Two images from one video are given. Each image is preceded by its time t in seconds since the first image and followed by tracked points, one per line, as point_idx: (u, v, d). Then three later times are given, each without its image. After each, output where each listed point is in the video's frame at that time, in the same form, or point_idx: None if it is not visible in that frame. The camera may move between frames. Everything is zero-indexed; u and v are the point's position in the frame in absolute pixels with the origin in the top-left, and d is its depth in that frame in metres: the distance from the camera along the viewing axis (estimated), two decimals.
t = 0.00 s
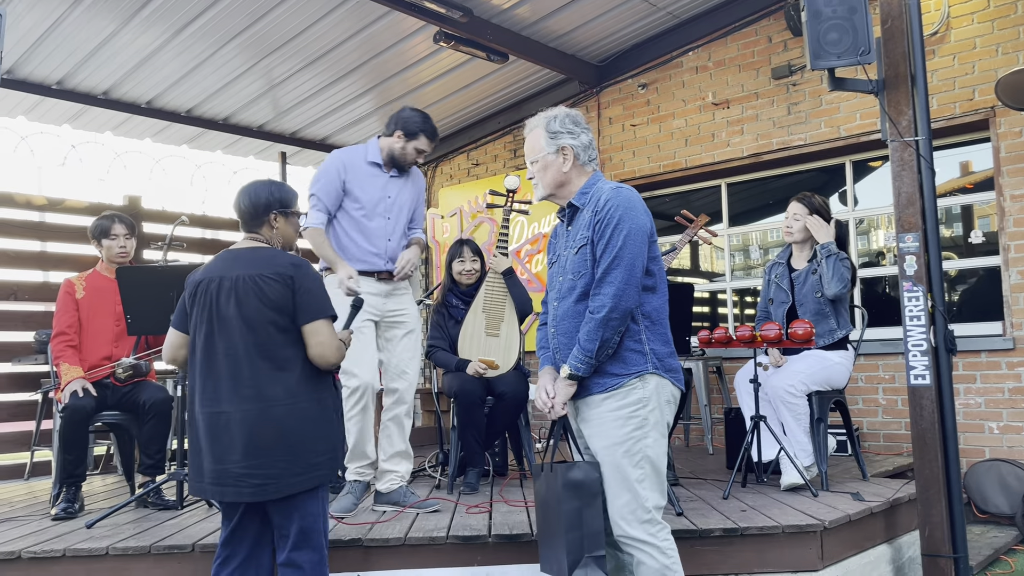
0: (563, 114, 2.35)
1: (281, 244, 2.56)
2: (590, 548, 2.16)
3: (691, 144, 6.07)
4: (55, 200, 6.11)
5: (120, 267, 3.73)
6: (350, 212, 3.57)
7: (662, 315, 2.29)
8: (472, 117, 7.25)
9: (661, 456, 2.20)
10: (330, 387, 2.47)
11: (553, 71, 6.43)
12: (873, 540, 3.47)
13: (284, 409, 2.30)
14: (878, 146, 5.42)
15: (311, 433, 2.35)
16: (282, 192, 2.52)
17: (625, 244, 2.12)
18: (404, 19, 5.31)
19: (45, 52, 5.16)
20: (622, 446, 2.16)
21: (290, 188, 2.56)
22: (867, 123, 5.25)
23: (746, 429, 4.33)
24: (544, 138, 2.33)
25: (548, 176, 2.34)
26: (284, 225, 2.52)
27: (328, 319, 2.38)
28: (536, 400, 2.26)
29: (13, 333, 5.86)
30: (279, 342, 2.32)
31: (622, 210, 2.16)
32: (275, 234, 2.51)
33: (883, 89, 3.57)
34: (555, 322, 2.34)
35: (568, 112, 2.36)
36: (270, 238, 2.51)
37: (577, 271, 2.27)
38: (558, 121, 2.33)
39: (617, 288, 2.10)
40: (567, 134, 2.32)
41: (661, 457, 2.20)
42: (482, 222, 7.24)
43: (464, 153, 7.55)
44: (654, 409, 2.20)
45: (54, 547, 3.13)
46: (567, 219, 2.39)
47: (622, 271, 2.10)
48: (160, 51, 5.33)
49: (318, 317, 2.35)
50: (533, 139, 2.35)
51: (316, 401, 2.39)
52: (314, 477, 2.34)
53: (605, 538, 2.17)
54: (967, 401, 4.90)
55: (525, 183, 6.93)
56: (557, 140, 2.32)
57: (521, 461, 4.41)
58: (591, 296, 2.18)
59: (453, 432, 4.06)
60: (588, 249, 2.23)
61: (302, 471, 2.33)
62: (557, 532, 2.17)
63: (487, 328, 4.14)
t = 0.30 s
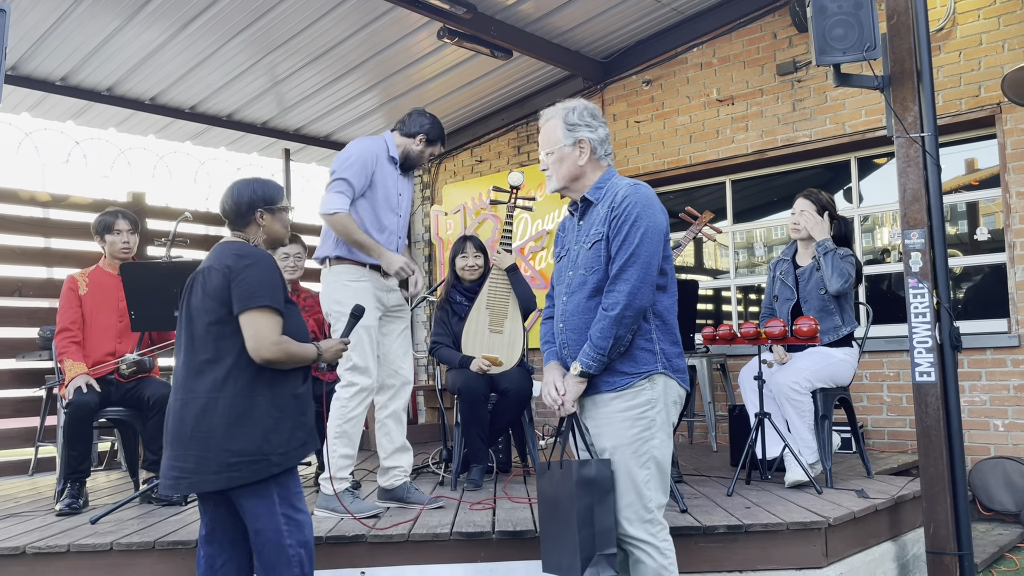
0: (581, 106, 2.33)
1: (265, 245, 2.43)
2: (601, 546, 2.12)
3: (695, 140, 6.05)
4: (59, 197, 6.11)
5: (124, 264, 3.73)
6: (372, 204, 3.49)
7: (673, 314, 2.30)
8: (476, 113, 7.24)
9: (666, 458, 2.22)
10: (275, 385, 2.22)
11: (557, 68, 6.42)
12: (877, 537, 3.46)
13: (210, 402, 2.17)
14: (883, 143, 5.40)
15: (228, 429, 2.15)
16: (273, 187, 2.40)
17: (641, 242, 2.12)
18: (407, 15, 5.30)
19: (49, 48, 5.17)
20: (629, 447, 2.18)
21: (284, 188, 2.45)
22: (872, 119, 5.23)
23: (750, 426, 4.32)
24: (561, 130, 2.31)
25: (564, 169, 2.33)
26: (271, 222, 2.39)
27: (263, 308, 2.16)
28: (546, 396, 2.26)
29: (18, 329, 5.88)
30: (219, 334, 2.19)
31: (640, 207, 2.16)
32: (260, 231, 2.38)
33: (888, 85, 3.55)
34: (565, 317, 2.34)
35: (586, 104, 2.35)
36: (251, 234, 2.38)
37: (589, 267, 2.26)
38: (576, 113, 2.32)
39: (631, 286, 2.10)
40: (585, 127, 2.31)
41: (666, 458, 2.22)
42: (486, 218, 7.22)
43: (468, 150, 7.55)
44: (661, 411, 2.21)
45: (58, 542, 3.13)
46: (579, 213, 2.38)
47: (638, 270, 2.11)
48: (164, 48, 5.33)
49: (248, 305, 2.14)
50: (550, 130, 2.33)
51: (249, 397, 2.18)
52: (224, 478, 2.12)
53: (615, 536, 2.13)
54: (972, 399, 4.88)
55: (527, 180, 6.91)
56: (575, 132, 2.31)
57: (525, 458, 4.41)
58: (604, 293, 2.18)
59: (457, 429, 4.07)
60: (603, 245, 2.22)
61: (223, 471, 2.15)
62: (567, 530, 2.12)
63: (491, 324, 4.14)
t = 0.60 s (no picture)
0: (606, 97, 2.33)
1: (255, 239, 2.41)
2: (612, 543, 2.13)
3: (699, 138, 6.05)
4: (63, 193, 6.09)
5: (127, 260, 3.73)
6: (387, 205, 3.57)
7: (686, 315, 2.32)
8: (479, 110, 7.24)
9: (678, 456, 2.23)
10: (255, 384, 2.22)
11: (561, 65, 6.42)
12: (879, 534, 3.46)
13: (191, 404, 2.16)
14: (887, 140, 5.39)
15: (209, 431, 2.14)
16: (267, 183, 2.40)
17: (661, 241, 2.14)
18: (409, 13, 5.31)
19: (53, 45, 5.18)
20: (641, 446, 2.19)
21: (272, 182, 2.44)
22: (876, 116, 5.22)
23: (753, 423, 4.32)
24: (585, 119, 2.31)
25: (584, 159, 2.32)
26: (269, 217, 2.40)
27: (235, 306, 2.14)
28: (555, 392, 2.25)
29: (22, 325, 5.89)
30: (198, 334, 2.20)
31: (661, 205, 2.18)
32: (256, 227, 2.38)
33: (891, 82, 3.55)
34: (577, 311, 2.34)
35: (610, 95, 2.35)
36: (246, 229, 2.37)
37: (606, 262, 2.27)
38: (601, 103, 2.31)
39: (649, 284, 2.12)
40: (608, 118, 2.31)
41: (678, 456, 2.23)
42: (489, 216, 7.22)
43: (471, 147, 7.55)
44: (674, 410, 2.22)
45: (62, 538, 3.14)
46: (596, 205, 2.38)
47: (657, 268, 2.13)
48: (169, 44, 5.33)
49: (220, 304, 2.12)
50: (573, 118, 2.32)
51: (229, 398, 2.17)
52: (206, 479, 2.12)
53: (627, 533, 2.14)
54: (975, 396, 4.87)
55: (531, 175, 6.88)
56: (598, 123, 2.30)
57: (527, 454, 4.42)
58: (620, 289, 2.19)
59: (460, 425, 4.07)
60: (621, 241, 2.24)
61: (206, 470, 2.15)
62: (578, 528, 2.13)
63: (493, 321, 4.14)
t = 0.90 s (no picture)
0: (623, 91, 2.34)
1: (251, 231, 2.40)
2: (626, 543, 2.13)
3: (701, 135, 6.04)
4: (66, 190, 6.10)
5: (130, 257, 3.74)
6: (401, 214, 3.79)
7: (698, 315, 2.33)
8: (482, 108, 7.24)
9: (685, 456, 2.25)
10: (254, 381, 2.20)
11: (563, 62, 6.41)
12: (880, 532, 3.46)
13: (192, 403, 2.17)
14: (890, 138, 5.38)
15: (209, 430, 2.14)
16: (268, 176, 2.42)
17: (680, 240, 2.15)
18: (412, 10, 5.30)
19: (56, 42, 5.18)
20: (651, 446, 2.20)
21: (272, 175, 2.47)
22: (879, 114, 5.21)
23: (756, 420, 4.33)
24: (601, 113, 2.31)
25: (599, 154, 2.33)
26: (267, 209, 2.40)
27: (230, 300, 2.14)
28: (564, 389, 2.25)
29: (25, 322, 5.90)
30: (195, 332, 2.20)
31: (681, 203, 2.19)
32: (254, 218, 2.38)
33: (895, 79, 3.53)
34: (589, 307, 2.33)
35: (628, 90, 2.35)
36: (245, 217, 2.37)
37: (621, 259, 2.27)
38: (618, 98, 2.32)
39: (667, 283, 2.13)
40: (625, 113, 2.32)
41: (686, 456, 2.25)
42: (491, 213, 7.21)
43: (474, 144, 7.55)
44: (682, 410, 2.24)
45: (65, 534, 3.15)
46: (610, 201, 2.38)
47: (674, 267, 2.13)
48: (172, 41, 5.33)
49: (215, 299, 2.13)
50: (589, 111, 2.33)
51: (229, 395, 2.17)
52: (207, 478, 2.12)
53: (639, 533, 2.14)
54: (977, 394, 4.87)
55: (532, 172, 6.92)
56: (615, 117, 2.31)
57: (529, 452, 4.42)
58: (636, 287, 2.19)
59: (462, 422, 4.07)
60: (638, 238, 2.24)
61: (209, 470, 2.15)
62: (592, 527, 2.13)
63: (495, 318, 4.14)
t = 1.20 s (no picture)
0: (626, 87, 2.34)
1: (247, 228, 2.39)
2: (638, 539, 2.13)
3: (703, 132, 6.03)
4: (68, 186, 6.10)
5: (132, 253, 3.74)
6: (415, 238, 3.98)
7: (698, 313, 2.35)
8: (484, 104, 7.24)
9: (684, 453, 2.28)
10: (259, 381, 2.20)
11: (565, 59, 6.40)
12: (882, 529, 3.45)
13: (197, 404, 2.18)
14: (893, 135, 5.37)
15: (213, 432, 2.14)
16: (253, 169, 2.38)
17: (686, 237, 2.15)
18: (413, 7, 5.30)
19: (58, 38, 5.18)
20: (653, 444, 2.22)
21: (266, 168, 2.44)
22: (882, 111, 5.19)
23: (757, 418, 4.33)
24: (604, 109, 2.31)
25: (602, 150, 2.34)
26: (252, 203, 2.36)
27: (230, 300, 2.14)
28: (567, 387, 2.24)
29: (27, 318, 5.91)
30: (199, 332, 2.21)
31: (687, 201, 2.19)
32: (240, 214, 2.36)
33: (898, 76, 3.52)
34: (591, 304, 2.33)
35: (630, 86, 2.35)
36: (233, 217, 2.37)
37: (624, 256, 2.27)
38: (621, 94, 2.32)
39: (673, 281, 2.13)
40: (628, 109, 2.32)
41: (684, 453, 2.27)
42: (493, 210, 7.20)
43: (476, 141, 7.54)
44: (682, 408, 2.26)
45: (67, 530, 3.15)
46: (612, 197, 2.38)
47: (680, 265, 2.14)
48: (174, 37, 5.33)
49: (215, 299, 2.13)
50: (593, 107, 2.33)
51: (233, 396, 2.17)
52: (212, 482, 2.11)
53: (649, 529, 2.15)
54: (979, 392, 4.87)
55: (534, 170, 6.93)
56: (618, 114, 2.31)
57: (531, 449, 4.42)
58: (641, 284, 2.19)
59: (463, 420, 4.07)
60: (643, 236, 2.24)
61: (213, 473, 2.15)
62: (603, 526, 2.12)
63: (496, 315, 4.15)
